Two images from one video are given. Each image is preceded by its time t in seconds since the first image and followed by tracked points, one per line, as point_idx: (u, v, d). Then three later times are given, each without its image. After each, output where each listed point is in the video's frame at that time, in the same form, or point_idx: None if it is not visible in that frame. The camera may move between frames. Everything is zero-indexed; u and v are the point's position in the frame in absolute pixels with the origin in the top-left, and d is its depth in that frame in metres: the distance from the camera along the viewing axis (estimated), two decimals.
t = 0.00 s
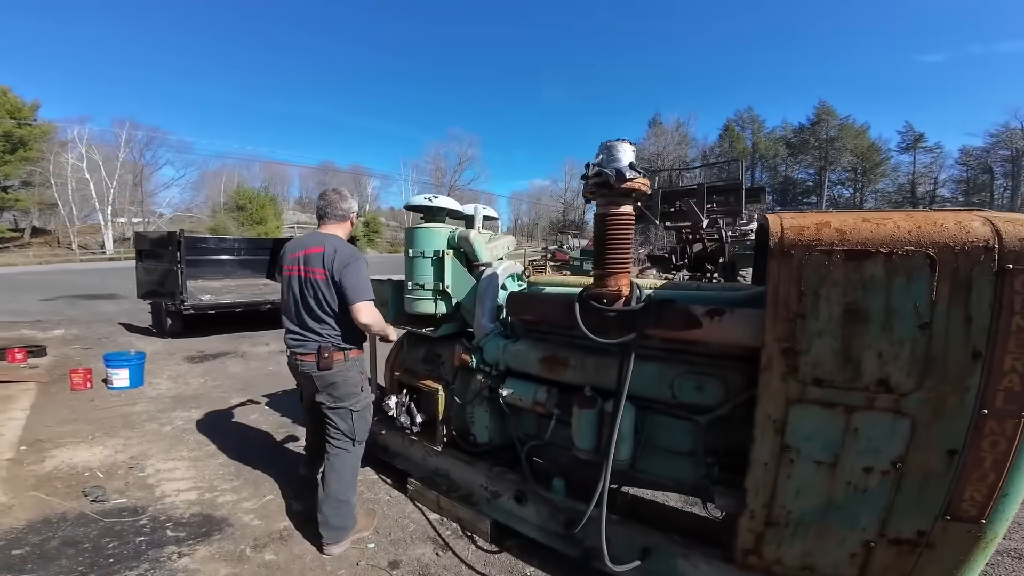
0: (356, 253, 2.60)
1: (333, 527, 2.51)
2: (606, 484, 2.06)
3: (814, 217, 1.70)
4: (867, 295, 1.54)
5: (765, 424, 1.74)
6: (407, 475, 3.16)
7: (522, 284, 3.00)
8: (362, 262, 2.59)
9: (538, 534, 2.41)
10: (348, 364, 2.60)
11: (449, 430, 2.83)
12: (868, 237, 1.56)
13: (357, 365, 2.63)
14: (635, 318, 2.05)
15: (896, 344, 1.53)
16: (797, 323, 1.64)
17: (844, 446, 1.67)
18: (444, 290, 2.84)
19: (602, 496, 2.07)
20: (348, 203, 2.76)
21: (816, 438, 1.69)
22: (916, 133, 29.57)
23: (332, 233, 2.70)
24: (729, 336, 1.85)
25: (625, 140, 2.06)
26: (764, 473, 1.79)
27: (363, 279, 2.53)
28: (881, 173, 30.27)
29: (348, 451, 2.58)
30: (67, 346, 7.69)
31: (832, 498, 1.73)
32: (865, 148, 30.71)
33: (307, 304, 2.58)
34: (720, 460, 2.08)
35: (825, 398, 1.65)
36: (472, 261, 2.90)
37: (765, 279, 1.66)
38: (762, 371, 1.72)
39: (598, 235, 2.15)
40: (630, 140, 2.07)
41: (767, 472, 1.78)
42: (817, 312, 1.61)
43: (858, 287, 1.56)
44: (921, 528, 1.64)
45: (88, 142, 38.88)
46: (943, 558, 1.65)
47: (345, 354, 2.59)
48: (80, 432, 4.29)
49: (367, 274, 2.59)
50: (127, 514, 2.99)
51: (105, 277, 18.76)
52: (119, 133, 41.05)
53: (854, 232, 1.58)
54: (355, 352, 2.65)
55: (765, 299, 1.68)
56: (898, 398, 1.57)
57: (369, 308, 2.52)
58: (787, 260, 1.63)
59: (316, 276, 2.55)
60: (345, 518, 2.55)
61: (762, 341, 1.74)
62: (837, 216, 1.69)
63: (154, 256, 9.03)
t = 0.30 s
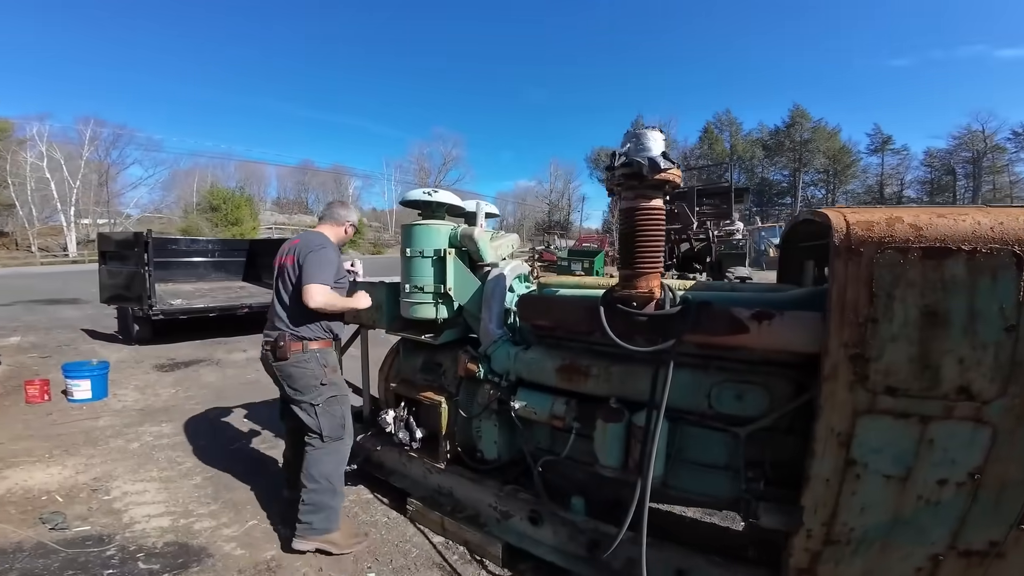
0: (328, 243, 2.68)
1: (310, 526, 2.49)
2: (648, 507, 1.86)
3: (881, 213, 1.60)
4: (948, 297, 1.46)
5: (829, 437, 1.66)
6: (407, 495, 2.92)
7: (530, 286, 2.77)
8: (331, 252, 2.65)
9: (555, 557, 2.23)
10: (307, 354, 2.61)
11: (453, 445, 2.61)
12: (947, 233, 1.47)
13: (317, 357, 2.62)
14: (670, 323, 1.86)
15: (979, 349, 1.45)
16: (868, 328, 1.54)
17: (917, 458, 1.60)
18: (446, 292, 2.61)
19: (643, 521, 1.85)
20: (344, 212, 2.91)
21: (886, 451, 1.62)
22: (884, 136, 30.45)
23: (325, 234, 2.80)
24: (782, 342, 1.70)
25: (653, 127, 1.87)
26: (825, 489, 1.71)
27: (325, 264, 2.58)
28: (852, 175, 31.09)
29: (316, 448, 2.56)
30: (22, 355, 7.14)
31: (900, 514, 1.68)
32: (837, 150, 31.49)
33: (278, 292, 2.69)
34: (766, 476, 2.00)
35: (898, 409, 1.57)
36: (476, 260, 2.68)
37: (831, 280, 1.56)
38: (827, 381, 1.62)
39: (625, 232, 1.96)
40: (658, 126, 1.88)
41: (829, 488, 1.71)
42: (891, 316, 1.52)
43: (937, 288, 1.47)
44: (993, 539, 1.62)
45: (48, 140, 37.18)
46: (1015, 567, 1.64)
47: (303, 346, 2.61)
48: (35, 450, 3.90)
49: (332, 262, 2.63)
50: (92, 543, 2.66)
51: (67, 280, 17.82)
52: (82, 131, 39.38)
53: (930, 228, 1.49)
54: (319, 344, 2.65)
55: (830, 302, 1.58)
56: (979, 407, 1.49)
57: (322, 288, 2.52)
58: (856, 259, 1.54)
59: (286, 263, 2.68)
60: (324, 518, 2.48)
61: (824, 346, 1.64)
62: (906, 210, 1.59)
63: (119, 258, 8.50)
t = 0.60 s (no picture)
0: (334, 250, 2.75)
1: (251, 545, 2.38)
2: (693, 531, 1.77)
3: (936, 225, 1.59)
4: (1010, 311, 1.45)
5: (883, 455, 1.60)
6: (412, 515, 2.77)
7: (539, 295, 2.61)
8: (337, 257, 2.70)
9: None
10: (283, 357, 2.55)
11: (460, 466, 2.46)
12: (1007, 247, 1.47)
13: (291, 361, 2.56)
14: (703, 337, 1.81)
15: None
16: (928, 343, 1.51)
17: (971, 472, 1.56)
18: (451, 303, 2.45)
19: (686, 547, 1.76)
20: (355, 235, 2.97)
21: (941, 466, 1.58)
22: (854, 139, 31.33)
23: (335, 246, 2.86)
24: (828, 357, 1.68)
25: (683, 128, 1.80)
26: (876, 506, 1.64)
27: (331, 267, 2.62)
28: (824, 177, 31.92)
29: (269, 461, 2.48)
30: None
31: (951, 526, 1.63)
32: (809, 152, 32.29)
33: (274, 290, 2.69)
34: (805, 492, 1.94)
35: (956, 423, 1.54)
36: (482, 268, 2.54)
37: (889, 293, 1.54)
38: (883, 397, 1.58)
39: (654, 240, 1.86)
40: (688, 128, 1.81)
41: (880, 505, 1.64)
42: (951, 331, 1.50)
43: (999, 302, 1.46)
44: None
45: (7, 139, 35.46)
46: None
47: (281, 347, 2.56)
48: None
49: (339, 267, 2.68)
50: None
51: (28, 285, 16.91)
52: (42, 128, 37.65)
53: (991, 241, 1.49)
54: (297, 348, 2.59)
55: (890, 317, 1.55)
56: None
57: (334, 288, 2.56)
58: (916, 273, 1.51)
59: (288, 263, 2.70)
60: (266, 538, 2.39)
61: (877, 361, 1.61)
62: (961, 223, 1.59)
63: (83, 263, 8.02)
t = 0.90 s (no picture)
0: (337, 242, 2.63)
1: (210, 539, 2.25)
2: (738, 523, 1.81)
3: (978, 212, 1.59)
4: None
5: (931, 438, 1.59)
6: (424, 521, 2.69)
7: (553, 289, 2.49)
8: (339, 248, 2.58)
9: None
10: (285, 354, 2.44)
11: (474, 468, 2.37)
12: None
13: (293, 356, 2.45)
14: (741, 324, 1.79)
15: None
16: (975, 326, 1.50)
17: (1018, 453, 1.57)
18: (464, 296, 2.35)
19: (734, 539, 1.81)
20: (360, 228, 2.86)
21: (989, 447, 1.58)
22: (824, 140, 32.25)
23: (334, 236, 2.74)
24: (872, 343, 1.68)
25: (718, 114, 1.75)
26: (924, 490, 1.63)
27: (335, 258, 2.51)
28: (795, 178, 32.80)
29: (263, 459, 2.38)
30: None
31: (997, 507, 1.63)
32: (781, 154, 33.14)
33: (273, 284, 2.56)
34: (844, 479, 1.96)
35: (1003, 405, 1.53)
36: (495, 261, 2.45)
37: (936, 277, 1.51)
38: (931, 381, 1.55)
39: (688, 226, 1.82)
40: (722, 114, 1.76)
41: (928, 488, 1.63)
42: (997, 313, 1.49)
43: None
44: None
45: None
46: None
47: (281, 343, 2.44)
48: None
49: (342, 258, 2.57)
50: None
51: None
52: None
53: None
54: (298, 344, 2.48)
55: (936, 300, 1.52)
56: None
57: (333, 278, 2.43)
58: (963, 257, 1.50)
59: (288, 254, 2.57)
60: (229, 535, 2.25)
61: (923, 345, 1.58)
62: (1003, 211, 1.58)
63: (45, 263, 7.55)
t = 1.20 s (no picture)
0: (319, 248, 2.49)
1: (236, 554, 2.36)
2: (750, 525, 1.88)
3: (972, 231, 1.68)
4: None
5: (928, 441, 1.67)
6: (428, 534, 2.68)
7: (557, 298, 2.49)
8: (323, 257, 2.45)
9: None
10: (275, 375, 2.35)
11: (480, 479, 2.37)
12: None
13: (285, 380, 2.36)
14: (751, 336, 1.87)
15: None
16: (971, 337, 1.60)
17: (1006, 453, 1.66)
18: (470, 307, 2.33)
19: (748, 541, 1.89)
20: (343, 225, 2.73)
21: (979, 449, 1.67)
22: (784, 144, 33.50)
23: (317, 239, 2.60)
24: (872, 352, 1.75)
25: (729, 131, 1.82)
26: (920, 489, 1.72)
27: (321, 269, 2.38)
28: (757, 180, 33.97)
29: (264, 482, 2.39)
30: None
31: (986, 503, 1.72)
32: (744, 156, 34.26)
33: (256, 300, 2.43)
34: (843, 480, 2.05)
35: (992, 409, 1.63)
36: (500, 270, 2.44)
37: (938, 293, 1.60)
38: (929, 388, 1.64)
39: (701, 241, 1.86)
40: (733, 131, 1.82)
41: (924, 487, 1.72)
42: (991, 325, 1.59)
43: None
44: None
45: None
46: None
47: (271, 365, 2.34)
48: None
49: (328, 267, 2.43)
50: None
51: None
52: None
53: None
54: (290, 365, 2.38)
55: (935, 314, 1.61)
56: None
57: (332, 295, 2.35)
58: (962, 273, 1.58)
59: (267, 268, 2.43)
60: (248, 551, 2.35)
61: (921, 354, 1.67)
62: (995, 231, 1.68)
63: None
